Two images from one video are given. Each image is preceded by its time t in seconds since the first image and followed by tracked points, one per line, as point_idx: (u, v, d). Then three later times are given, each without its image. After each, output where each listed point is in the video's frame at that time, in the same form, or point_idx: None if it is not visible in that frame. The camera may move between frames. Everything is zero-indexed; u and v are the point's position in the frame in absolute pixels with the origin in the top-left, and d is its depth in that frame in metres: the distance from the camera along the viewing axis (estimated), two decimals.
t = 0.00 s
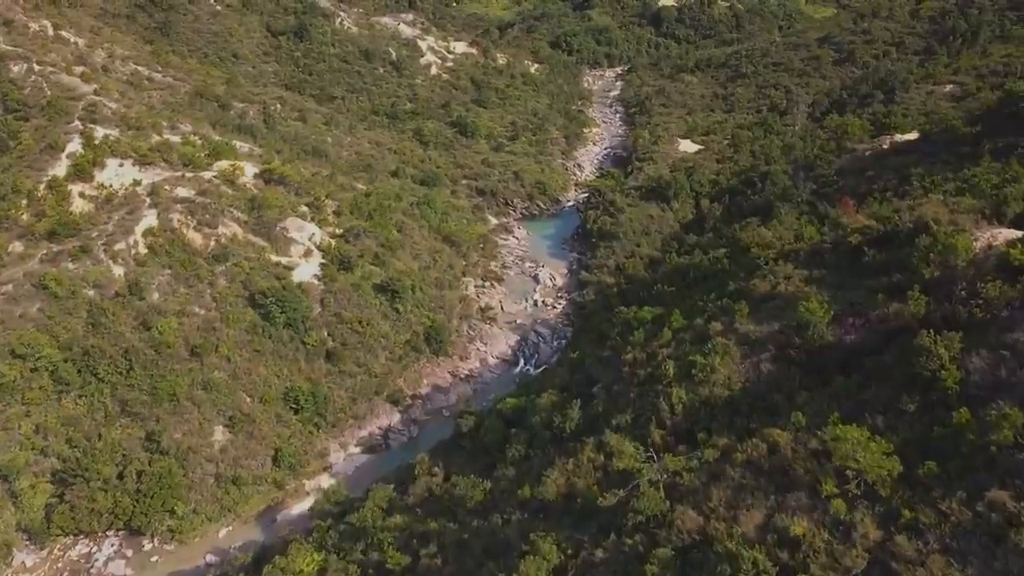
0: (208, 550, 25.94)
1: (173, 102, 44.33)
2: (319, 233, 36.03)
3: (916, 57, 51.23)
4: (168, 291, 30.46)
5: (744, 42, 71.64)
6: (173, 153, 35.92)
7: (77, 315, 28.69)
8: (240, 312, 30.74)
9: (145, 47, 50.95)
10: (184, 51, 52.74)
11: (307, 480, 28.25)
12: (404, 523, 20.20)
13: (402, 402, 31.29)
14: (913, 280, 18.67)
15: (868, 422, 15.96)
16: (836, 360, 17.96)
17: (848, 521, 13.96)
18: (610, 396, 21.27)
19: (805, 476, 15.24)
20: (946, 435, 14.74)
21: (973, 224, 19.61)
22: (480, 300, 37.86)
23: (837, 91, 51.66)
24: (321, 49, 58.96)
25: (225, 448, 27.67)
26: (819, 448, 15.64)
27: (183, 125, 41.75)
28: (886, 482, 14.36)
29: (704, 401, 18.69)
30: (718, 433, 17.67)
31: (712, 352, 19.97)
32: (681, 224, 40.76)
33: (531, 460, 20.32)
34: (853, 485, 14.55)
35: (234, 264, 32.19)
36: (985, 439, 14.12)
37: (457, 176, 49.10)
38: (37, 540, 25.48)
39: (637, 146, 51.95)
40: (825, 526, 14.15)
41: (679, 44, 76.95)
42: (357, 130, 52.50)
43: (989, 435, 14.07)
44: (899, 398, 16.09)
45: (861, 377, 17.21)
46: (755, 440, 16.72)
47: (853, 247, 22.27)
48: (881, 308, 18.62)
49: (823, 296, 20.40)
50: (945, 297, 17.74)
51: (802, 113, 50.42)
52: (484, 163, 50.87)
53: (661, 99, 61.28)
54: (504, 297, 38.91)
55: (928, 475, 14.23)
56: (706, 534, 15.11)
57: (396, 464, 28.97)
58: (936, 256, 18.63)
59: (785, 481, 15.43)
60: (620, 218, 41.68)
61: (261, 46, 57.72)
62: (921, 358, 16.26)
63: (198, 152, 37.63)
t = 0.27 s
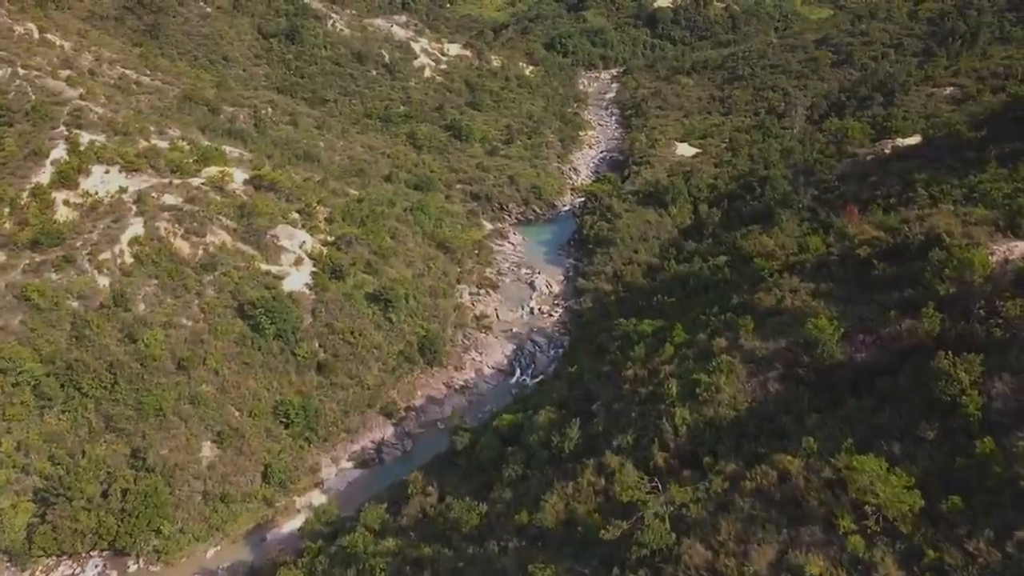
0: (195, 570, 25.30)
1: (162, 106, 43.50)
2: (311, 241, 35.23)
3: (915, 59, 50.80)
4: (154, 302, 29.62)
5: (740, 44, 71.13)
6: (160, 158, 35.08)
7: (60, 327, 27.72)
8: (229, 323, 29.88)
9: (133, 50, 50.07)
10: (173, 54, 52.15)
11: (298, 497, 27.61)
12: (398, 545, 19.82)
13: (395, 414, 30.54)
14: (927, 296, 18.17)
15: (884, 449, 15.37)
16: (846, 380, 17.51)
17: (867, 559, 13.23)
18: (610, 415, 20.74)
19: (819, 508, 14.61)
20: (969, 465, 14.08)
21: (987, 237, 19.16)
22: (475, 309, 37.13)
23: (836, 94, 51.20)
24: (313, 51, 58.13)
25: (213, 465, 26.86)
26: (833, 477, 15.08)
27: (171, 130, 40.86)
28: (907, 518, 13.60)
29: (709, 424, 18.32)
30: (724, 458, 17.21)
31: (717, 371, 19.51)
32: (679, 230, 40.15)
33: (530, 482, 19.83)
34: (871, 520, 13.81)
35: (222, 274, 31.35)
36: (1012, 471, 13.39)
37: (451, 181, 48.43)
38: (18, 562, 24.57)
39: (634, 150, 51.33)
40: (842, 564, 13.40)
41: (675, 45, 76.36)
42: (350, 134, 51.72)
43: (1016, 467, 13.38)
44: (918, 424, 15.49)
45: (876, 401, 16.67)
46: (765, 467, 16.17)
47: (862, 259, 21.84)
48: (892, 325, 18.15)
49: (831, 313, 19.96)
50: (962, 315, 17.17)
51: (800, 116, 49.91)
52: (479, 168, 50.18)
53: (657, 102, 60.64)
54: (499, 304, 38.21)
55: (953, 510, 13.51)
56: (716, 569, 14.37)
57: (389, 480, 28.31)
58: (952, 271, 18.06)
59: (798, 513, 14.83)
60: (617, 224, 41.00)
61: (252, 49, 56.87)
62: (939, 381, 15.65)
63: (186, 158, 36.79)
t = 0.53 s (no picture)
0: None
1: (157, 110, 42.83)
2: (307, 249, 34.50)
3: (921, 62, 50.11)
4: (146, 312, 28.85)
5: (743, 46, 70.47)
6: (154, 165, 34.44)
7: (49, 339, 27.03)
8: (223, 334, 29.12)
9: (128, 53, 49.40)
10: (170, 56, 51.61)
11: (294, 513, 26.98)
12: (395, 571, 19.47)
13: (394, 427, 29.85)
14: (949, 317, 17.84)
15: (908, 482, 14.83)
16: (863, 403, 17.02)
17: None
18: (615, 436, 20.19)
19: (840, 545, 14.05)
20: (999, 502, 13.45)
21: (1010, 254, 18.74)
22: (475, 317, 36.42)
23: (841, 97, 50.58)
24: (311, 54, 57.46)
25: (206, 481, 26.11)
26: (853, 511, 14.54)
27: (166, 134, 40.19)
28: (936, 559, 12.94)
29: (718, 448, 17.70)
30: (736, 486, 16.57)
31: (729, 391, 18.75)
32: (683, 236, 39.44)
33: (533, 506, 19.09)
34: (898, 561, 13.23)
35: (216, 283, 30.61)
36: None
37: (451, 186, 47.75)
38: None
39: (636, 155, 50.67)
40: None
41: (676, 47, 75.65)
42: (349, 138, 51.05)
43: None
44: (944, 456, 14.93)
45: (897, 429, 16.10)
46: (780, 499, 15.55)
47: (878, 273, 21.45)
48: (911, 346, 17.84)
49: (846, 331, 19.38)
50: (987, 341, 16.59)
51: (805, 120, 49.22)
52: (479, 172, 49.50)
53: (660, 105, 59.92)
54: (500, 313, 37.48)
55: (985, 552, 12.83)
56: None
57: (387, 497, 27.69)
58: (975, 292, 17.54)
59: (817, 550, 14.27)
60: (620, 230, 40.33)
61: (249, 51, 56.19)
62: (966, 410, 15.08)
63: (180, 163, 36.09)
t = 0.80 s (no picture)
0: None
1: (152, 114, 42.14)
2: (303, 257, 33.77)
3: (927, 64, 49.41)
4: (138, 323, 28.07)
5: (746, 48, 69.80)
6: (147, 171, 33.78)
7: (38, 351, 26.06)
8: (217, 346, 28.38)
9: (124, 55, 48.73)
10: (166, 59, 50.97)
11: (288, 530, 26.32)
12: None
13: (392, 440, 29.16)
14: (973, 334, 17.35)
15: (935, 519, 13.69)
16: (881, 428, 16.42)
17: None
18: (620, 458, 19.75)
19: None
20: None
21: None
22: (475, 326, 35.73)
23: (846, 101, 49.90)
24: (310, 56, 56.76)
25: (198, 498, 25.43)
26: (875, 549, 13.45)
27: (160, 138, 39.50)
28: None
29: (728, 473, 17.20)
30: (749, 516, 15.85)
31: (738, 414, 18.39)
32: (687, 243, 38.73)
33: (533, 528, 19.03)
34: None
35: (210, 293, 29.87)
36: None
37: (451, 190, 47.05)
38: None
39: (639, 159, 49.99)
40: None
41: (679, 48, 74.95)
42: (347, 142, 50.37)
43: None
44: (973, 492, 13.80)
45: (920, 458, 15.37)
46: (796, 534, 14.57)
47: (894, 289, 20.97)
48: (932, 366, 17.29)
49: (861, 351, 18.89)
50: (1013, 363, 15.92)
51: (810, 124, 48.53)
52: (479, 176, 48.81)
53: (662, 108, 59.21)
54: (500, 322, 36.75)
55: None
56: None
57: (383, 514, 26.92)
58: (1001, 311, 17.37)
59: None
60: (622, 236, 39.64)
61: (246, 54, 55.45)
62: (999, 445, 13.91)
63: (174, 169, 35.40)
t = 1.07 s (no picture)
0: None
1: (146, 118, 41.43)
2: (300, 265, 33.05)
3: (933, 67, 48.77)
4: (129, 335, 27.33)
5: (749, 51, 69.11)
6: (140, 177, 33.10)
7: (25, 364, 25.16)
8: (210, 358, 27.63)
9: (118, 58, 48.02)
10: (161, 62, 50.31)
11: (282, 548, 25.63)
12: None
13: (389, 454, 28.50)
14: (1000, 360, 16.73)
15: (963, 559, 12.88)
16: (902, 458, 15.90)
17: None
18: (626, 483, 19.36)
19: None
20: None
21: None
22: (475, 336, 35.06)
23: (851, 105, 49.23)
24: (308, 58, 56.02)
25: (189, 517, 24.70)
26: None
27: (155, 143, 38.78)
28: None
29: (739, 502, 16.80)
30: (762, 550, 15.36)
31: (750, 439, 17.97)
32: (691, 250, 38.06)
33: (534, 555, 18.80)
34: None
35: (203, 303, 29.16)
36: None
37: (450, 195, 46.35)
38: None
39: (641, 163, 49.31)
40: None
41: (681, 50, 74.20)
42: (345, 145, 49.66)
43: None
44: (1003, 530, 13.01)
45: (944, 491, 14.68)
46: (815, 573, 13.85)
47: (912, 306, 20.26)
48: (954, 392, 16.73)
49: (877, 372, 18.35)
50: None
51: (815, 127, 47.87)
52: (479, 181, 48.11)
53: (664, 111, 58.53)
54: (500, 330, 36.06)
55: None
56: None
57: (381, 533, 26.24)
58: None
59: None
60: (625, 243, 38.96)
61: (243, 56, 54.71)
62: None
63: (168, 175, 34.68)
